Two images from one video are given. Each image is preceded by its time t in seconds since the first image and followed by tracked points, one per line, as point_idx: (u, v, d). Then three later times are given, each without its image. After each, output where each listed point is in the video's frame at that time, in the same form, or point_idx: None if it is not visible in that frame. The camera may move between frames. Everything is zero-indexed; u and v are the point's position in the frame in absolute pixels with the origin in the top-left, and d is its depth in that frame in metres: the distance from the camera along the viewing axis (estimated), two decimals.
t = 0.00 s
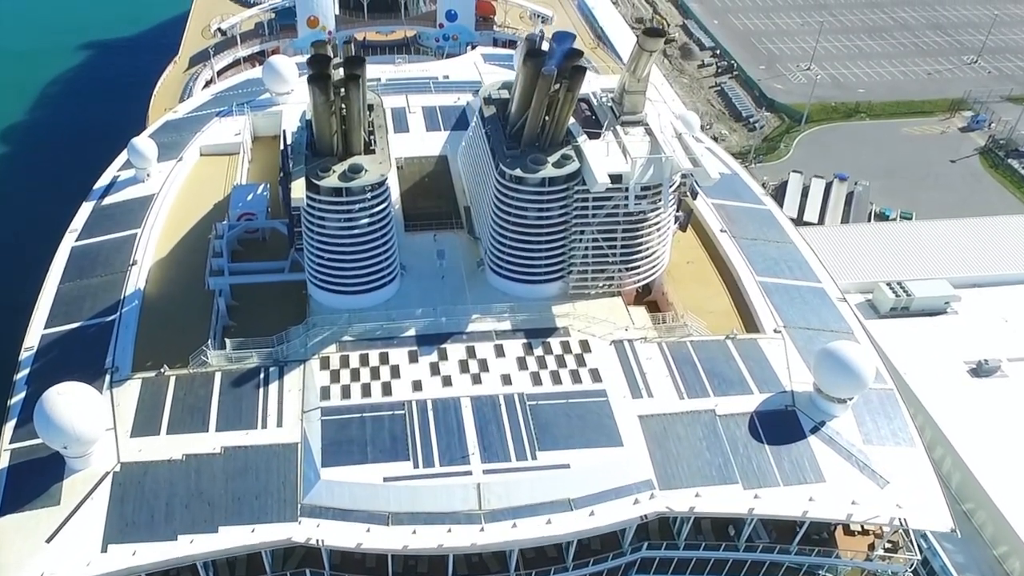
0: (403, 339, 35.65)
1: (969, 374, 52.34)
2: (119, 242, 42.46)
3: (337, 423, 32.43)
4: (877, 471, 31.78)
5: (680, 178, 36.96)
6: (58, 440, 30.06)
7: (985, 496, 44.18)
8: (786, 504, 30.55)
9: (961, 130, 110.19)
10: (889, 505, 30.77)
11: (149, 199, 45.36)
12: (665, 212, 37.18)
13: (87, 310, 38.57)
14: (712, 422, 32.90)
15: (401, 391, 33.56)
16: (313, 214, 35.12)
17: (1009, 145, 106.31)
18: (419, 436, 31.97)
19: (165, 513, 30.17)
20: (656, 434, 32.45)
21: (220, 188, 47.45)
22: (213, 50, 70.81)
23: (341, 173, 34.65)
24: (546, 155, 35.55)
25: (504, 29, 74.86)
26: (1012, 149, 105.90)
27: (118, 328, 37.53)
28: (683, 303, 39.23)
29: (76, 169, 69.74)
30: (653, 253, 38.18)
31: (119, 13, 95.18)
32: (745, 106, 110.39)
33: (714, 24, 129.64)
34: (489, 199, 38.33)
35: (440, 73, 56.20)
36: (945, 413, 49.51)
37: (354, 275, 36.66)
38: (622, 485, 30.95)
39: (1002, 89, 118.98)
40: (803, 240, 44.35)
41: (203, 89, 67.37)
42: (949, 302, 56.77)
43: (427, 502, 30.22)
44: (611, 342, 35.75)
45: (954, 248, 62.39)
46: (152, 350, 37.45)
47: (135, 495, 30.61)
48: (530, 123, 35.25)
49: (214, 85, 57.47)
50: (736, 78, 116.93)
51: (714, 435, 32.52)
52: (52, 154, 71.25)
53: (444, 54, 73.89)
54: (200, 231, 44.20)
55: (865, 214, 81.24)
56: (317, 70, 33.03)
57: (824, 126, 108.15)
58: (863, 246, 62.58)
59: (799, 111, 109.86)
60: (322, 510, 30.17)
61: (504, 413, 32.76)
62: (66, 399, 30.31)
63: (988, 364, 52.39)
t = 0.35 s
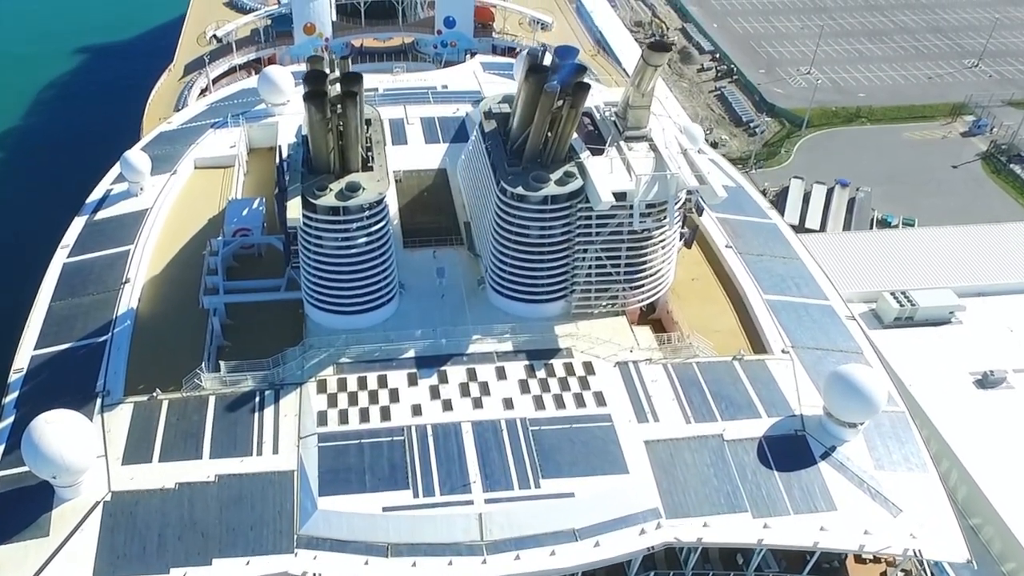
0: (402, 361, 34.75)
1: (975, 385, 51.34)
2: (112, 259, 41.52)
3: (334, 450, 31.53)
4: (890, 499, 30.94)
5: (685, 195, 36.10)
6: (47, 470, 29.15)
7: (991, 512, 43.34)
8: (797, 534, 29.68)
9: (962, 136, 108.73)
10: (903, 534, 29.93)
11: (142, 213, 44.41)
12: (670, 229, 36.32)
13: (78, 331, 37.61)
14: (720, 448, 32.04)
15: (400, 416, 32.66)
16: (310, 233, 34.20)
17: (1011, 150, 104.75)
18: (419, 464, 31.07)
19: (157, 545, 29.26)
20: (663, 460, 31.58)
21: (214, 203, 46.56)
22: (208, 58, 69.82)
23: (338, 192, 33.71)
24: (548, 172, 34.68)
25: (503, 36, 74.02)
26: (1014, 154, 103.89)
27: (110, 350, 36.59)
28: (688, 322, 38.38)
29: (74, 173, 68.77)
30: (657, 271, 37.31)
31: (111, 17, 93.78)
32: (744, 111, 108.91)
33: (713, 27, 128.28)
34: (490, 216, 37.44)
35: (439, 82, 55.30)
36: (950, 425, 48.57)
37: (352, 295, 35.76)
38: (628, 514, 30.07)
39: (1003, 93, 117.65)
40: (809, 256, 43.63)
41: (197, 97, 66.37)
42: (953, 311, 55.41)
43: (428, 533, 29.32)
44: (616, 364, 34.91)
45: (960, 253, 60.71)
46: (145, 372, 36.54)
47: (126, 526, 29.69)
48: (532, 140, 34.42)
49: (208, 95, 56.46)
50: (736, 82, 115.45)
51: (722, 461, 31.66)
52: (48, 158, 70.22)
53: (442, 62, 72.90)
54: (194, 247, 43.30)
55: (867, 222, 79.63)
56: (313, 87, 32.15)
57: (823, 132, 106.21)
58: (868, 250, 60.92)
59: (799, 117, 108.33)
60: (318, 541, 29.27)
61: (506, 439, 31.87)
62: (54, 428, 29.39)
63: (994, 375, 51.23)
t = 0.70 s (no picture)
0: (401, 384, 33.84)
1: (981, 396, 50.18)
2: (104, 277, 40.55)
3: (332, 479, 30.63)
4: (903, 529, 30.08)
5: (691, 213, 35.18)
6: (35, 502, 28.19)
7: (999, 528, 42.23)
8: (809, 566, 28.80)
9: (965, 140, 105.71)
10: (917, 565, 29.04)
11: (135, 229, 43.43)
12: (676, 248, 35.37)
13: (68, 352, 36.60)
14: (729, 475, 31.17)
15: (400, 443, 31.75)
16: (306, 252, 33.26)
17: (1014, 155, 101.65)
18: (419, 493, 30.17)
19: None
20: (670, 488, 30.70)
21: (209, 217, 45.64)
22: (203, 66, 68.84)
23: (335, 212, 32.77)
24: (551, 190, 33.77)
25: (502, 42, 73.07)
26: (1017, 159, 101.04)
27: (101, 372, 35.61)
28: (693, 341, 37.56)
29: (72, 179, 67.64)
30: (663, 290, 36.38)
31: (103, 21, 92.28)
32: (745, 115, 105.99)
33: (713, 30, 126.80)
34: (491, 233, 36.52)
35: (438, 92, 54.38)
36: (958, 440, 47.51)
37: (349, 316, 34.83)
38: (634, 544, 29.17)
39: (1005, 97, 115.41)
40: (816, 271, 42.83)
41: (193, 106, 65.33)
42: (958, 321, 53.77)
43: (428, 565, 28.39)
44: (621, 387, 34.05)
45: (966, 263, 59.19)
46: (136, 396, 35.60)
47: (116, 558, 28.72)
48: (534, 157, 33.47)
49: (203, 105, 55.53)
50: (736, 86, 113.11)
51: (731, 489, 30.78)
52: (45, 164, 68.99)
53: (441, 68, 71.98)
54: (188, 264, 42.38)
55: (869, 229, 77.97)
56: (310, 104, 31.10)
57: (824, 136, 103.82)
58: (872, 262, 58.57)
59: (800, 121, 105.39)
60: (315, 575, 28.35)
61: (509, 466, 30.97)
62: (42, 458, 28.42)
63: (1000, 388, 50.00)
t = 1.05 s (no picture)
0: (401, 409, 32.92)
1: (988, 408, 49.17)
2: (96, 294, 39.58)
3: (329, 508, 29.69)
4: (919, 559, 29.16)
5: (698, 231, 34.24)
6: (21, 535, 27.21)
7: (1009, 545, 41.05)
8: None
9: (967, 144, 104.30)
10: None
11: (128, 244, 42.47)
12: (683, 266, 34.44)
13: (59, 373, 35.61)
14: (738, 503, 30.27)
15: (399, 470, 30.81)
16: (302, 272, 32.29)
17: (1016, 159, 100.14)
18: (419, 524, 29.22)
19: None
20: (678, 517, 29.78)
21: (204, 232, 44.71)
22: (199, 73, 67.82)
23: (332, 231, 31.84)
24: (554, 208, 32.86)
25: (502, 48, 72.29)
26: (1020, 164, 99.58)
27: (92, 395, 34.66)
28: (700, 362, 36.68)
29: (78, 180, 66.93)
30: (668, 310, 35.44)
31: (97, 25, 91.12)
32: (745, 120, 104.89)
33: (713, 34, 125.82)
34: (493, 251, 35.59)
35: (436, 102, 53.44)
36: (966, 456, 46.56)
37: (346, 338, 33.89)
38: None
39: (1007, 101, 114.35)
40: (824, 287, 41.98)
41: (188, 114, 64.29)
42: (964, 330, 52.62)
43: None
44: (627, 411, 33.17)
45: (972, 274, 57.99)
46: (128, 420, 34.61)
47: None
48: (537, 174, 32.57)
49: (197, 115, 54.54)
50: (736, 90, 111.88)
51: (740, 518, 29.87)
52: (50, 167, 68.34)
53: (440, 74, 71.15)
54: (182, 281, 41.43)
55: (872, 235, 77.02)
56: (307, 121, 30.18)
57: (825, 141, 102.52)
58: (876, 270, 57.06)
59: (801, 125, 104.26)
60: None
61: (512, 495, 30.03)
62: (29, 489, 27.46)
63: (1007, 399, 48.94)
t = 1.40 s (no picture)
0: (401, 435, 31.96)
1: (996, 421, 48.11)
2: (87, 314, 38.53)
3: (327, 541, 28.73)
4: None
5: (707, 251, 33.32)
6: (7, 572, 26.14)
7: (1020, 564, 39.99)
8: None
9: (970, 150, 103.10)
10: None
11: (121, 261, 41.44)
12: (690, 287, 33.49)
13: (48, 397, 34.53)
14: (749, 533, 29.32)
15: (399, 500, 29.85)
16: (300, 294, 31.29)
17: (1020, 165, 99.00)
18: (420, 557, 28.26)
19: None
20: (687, 548, 28.82)
21: (199, 248, 43.78)
22: (195, 81, 66.72)
23: (331, 253, 30.95)
24: (559, 229, 31.97)
25: (503, 55, 70.90)
26: None
27: (83, 420, 33.62)
28: (708, 383, 35.79)
29: (79, 180, 66.30)
30: (676, 332, 34.51)
31: (95, 26, 90.70)
32: (746, 125, 103.14)
33: (713, 37, 124.84)
34: (495, 271, 34.63)
35: (436, 113, 52.53)
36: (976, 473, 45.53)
37: (345, 361, 32.93)
38: None
39: (1010, 105, 113.32)
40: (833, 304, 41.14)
41: (184, 123, 63.28)
42: (970, 341, 51.33)
43: None
44: (633, 437, 32.29)
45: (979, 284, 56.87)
46: (120, 446, 33.58)
47: None
48: (541, 193, 31.69)
49: (193, 126, 53.51)
50: (737, 95, 110.29)
51: (752, 549, 28.91)
52: (46, 171, 67.30)
53: (439, 82, 70.04)
54: (176, 300, 40.48)
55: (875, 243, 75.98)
56: (304, 143, 29.39)
57: (827, 146, 101.27)
58: (881, 277, 55.62)
59: (803, 130, 103.14)
60: None
61: (516, 526, 29.07)
62: (15, 523, 26.40)
63: (1015, 412, 48.05)
